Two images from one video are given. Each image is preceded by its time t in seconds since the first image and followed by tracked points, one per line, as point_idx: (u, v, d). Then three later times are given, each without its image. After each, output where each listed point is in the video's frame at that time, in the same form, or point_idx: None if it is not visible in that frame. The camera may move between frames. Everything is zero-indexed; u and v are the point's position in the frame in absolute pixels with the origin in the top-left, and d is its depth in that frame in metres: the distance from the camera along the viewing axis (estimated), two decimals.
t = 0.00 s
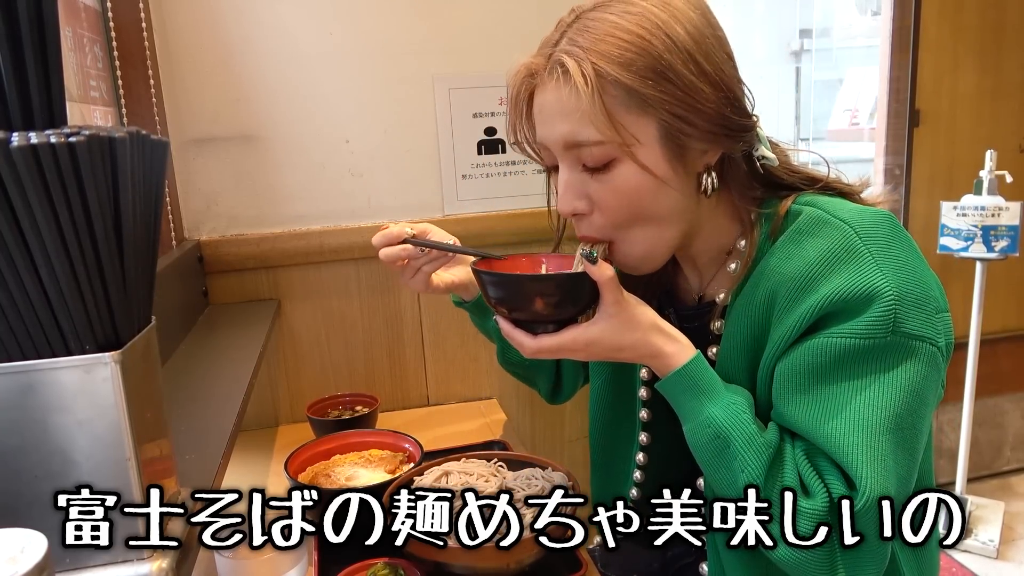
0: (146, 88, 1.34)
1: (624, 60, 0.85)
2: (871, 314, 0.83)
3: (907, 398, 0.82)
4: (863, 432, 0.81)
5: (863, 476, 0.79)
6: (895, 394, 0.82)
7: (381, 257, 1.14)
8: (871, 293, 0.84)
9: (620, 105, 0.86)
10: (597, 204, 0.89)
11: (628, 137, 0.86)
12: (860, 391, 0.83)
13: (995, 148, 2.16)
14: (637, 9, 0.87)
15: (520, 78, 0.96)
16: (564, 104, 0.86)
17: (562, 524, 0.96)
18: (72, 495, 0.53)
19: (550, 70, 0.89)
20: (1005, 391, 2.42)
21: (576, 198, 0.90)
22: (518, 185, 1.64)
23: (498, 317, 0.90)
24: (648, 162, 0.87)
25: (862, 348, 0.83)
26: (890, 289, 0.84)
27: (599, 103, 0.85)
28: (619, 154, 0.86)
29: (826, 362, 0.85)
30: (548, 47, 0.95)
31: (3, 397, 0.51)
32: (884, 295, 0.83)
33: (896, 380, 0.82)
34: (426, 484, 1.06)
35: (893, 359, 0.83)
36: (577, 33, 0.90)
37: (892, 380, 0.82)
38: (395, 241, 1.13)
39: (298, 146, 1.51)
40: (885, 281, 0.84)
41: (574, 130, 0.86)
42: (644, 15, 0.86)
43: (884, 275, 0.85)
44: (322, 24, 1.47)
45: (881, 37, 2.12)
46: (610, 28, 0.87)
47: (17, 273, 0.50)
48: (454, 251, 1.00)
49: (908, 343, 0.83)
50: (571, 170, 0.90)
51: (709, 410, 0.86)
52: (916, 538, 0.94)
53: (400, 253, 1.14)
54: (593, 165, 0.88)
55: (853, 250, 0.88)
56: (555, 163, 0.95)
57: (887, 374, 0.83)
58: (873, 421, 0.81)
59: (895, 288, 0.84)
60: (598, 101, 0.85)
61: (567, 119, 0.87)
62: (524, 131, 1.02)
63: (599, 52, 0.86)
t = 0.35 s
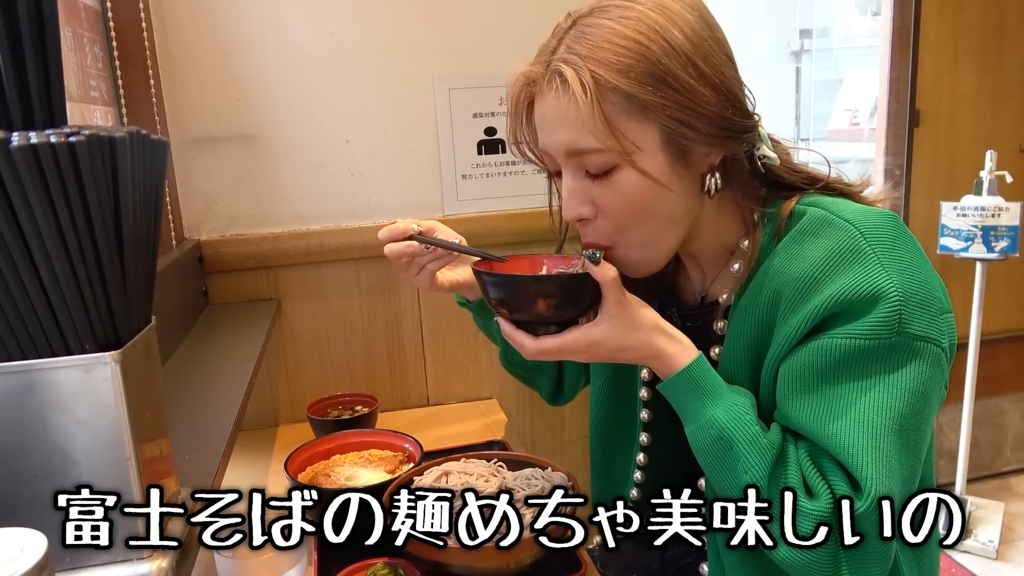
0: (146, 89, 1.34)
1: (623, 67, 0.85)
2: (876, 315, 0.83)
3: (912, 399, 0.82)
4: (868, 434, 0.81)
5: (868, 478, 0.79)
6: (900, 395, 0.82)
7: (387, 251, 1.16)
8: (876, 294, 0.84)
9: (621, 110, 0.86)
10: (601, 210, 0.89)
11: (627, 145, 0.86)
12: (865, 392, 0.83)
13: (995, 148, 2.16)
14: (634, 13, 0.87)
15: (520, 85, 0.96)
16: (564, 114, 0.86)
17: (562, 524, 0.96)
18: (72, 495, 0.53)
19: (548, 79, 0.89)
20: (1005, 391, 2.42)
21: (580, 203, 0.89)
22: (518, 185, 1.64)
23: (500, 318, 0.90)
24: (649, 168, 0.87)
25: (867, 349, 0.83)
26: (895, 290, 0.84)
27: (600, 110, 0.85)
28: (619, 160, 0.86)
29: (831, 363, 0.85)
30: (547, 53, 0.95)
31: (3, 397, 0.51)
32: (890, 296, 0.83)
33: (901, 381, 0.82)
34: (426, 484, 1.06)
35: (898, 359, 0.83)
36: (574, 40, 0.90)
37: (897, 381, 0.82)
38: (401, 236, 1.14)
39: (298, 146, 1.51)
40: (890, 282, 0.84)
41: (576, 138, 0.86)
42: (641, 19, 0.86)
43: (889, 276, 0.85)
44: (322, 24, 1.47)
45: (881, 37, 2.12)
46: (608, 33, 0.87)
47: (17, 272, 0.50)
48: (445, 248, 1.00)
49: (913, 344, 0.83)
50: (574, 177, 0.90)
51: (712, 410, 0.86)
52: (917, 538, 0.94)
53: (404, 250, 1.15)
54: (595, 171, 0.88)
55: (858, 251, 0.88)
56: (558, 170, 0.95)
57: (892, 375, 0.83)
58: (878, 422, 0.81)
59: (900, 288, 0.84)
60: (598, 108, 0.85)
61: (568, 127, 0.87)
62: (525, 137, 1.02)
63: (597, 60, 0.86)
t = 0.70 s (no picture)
0: (146, 88, 1.34)
1: (623, 63, 0.85)
2: (873, 316, 0.83)
3: (908, 401, 0.82)
4: (865, 435, 0.81)
5: (863, 479, 0.79)
6: (896, 397, 0.82)
7: (388, 250, 1.16)
8: (873, 295, 0.84)
9: (620, 106, 0.86)
10: (602, 200, 0.88)
11: (627, 142, 0.86)
12: (861, 394, 0.83)
13: (995, 148, 2.16)
14: (633, 9, 0.87)
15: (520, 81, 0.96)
16: (564, 110, 0.86)
17: (562, 524, 0.96)
18: (72, 495, 0.53)
19: (547, 75, 0.89)
20: (1005, 391, 2.42)
21: (580, 195, 0.89)
22: (518, 185, 1.64)
23: (495, 321, 0.90)
24: (647, 165, 0.87)
25: (863, 350, 0.82)
26: (892, 291, 0.84)
27: (599, 105, 0.85)
28: (618, 156, 0.86)
29: (827, 364, 0.85)
30: (547, 49, 0.95)
31: (3, 397, 0.51)
32: (887, 297, 0.83)
33: (897, 383, 0.82)
34: (426, 484, 1.06)
35: (895, 361, 0.83)
36: (574, 36, 0.90)
37: (894, 382, 0.82)
38: (401, 235, 1.14)
39: (298, 145, 1.51)
40: (887, 283, 0.84)
41: (575, 134, 0.86)
42: (641, 15, 0.86)
43: (886, 277, 0.85)
44: (322, 24, 1.47)
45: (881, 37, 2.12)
46: (608, 29, 0.87)
47: (17, 272, 0.50)
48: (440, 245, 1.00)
49: (909, 345, 0.83)
50: (574, 173, 0.89)
51: (708, 412, 0.86)
52: (917, 538, 0.94)
53: (405, 249, 1.15)
54: (595, 167, 0.88)
55: (855, 252, 0.88)
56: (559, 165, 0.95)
57: (888, 377, 0.83)
58: (873, 424, 0.81)
59: (897, 290, 0.84)
60: (597, 103, 0.85)
61: (568, 123, 0.86)
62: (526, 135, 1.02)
63: (597, 55, 0.86)
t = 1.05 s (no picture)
0: (146, 88, 1.34)
1: (617, 61, 0.85)
2: (866, 316, 0.83)
3: (901, 400, 0.82)
4: (858, 434, 0.81)
5: (856, 479, 0.79)
6: (889, 396, 0.82)
7: (387, 248, 1.16)
8: (866, 294, 0.84)
9: (615, 105, 0.86)
10: (593, 201, 0.88)
11: (619, 139, 0.86)
12: (854, 393, 0.83)
13: (995, 148, 2.16)
14: (628, 9, 0.87)
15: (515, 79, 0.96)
16: (558, 107, 0.86)
17: (562, 524, 0.96)
18: (72, 495, 0.53)
19: (541, 73, 0.89)
20: (1005, 391, 2.42)
21: (572, 195, 0.89)
22: (517, 185, 1.64)
23: (489, 318, 0.90)
24: (642, 164, 0.87)
25: (856, 349, 0.82)
26: (884, 291, 0.84)
27: (592, 103, 0.85)
28: (611, 154, 0.87)
29: (820, 364, 0.85)
30: (542, 49, 0.95)
31: (2, 398, 0.51)
32: (879, 297, 0.83)
33: (890, 382, 0.82)
34: (426, 483, 1.06)
35: (888, 360, 0.83)
36: (570, 34, 0.90)
37: (887, 381, 0.82)
38: (403, 234, 1.14)
39: (298, 145, 1.51)
40: (880, 283, 0.84)
41: (569, 132, 0.87)
42: (635, 14, 0.86)
43: (879, 276, 0.85)
44: (322, 23, 1.47)
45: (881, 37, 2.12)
46: (603, 28, 0.87)
47: (17, 272, 0.50)
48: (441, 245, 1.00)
49: (903, 345, 0.83)
50: (566, 171, 0.90)
51: (702, 411, 0.86)
52: (917, 538, 0.94)
53: (405, 248, 1.15)
54: (588, 166, 0.88)
55: (848, 252, 0.88)
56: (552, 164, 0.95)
57: (882, 376, 0.83)
58: (867, 423, 0.81)
59: (890, 290, 0.84)
60: (591, 101, 0.85)
61: (563, 120, 0.87)
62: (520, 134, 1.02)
63: (592, 53, 0.86)
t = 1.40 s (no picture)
0: (146, 88, 1.34)
1: (613, 66, 0.85)
2: (865, 318, 0.83)
3: (901, 403, 0.82)
4: (857, 436, 0.81)
5: (856, 481, 0.79)
6: (889, 398, 0.82)
7: (388, 246, 1.15)
8: (865, 297, 0.84)
9: (610, 109, 0.86)
10: (587, 210, 0.89)
11: (614, 145, 0.86)
12: (853, 396, 0.83)
13: (995, 148, 2.16)
14: (626, 14, 0.87)
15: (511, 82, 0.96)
16: (553, 110, 0.86)
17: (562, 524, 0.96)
18: (72, 495, 0.53)
19: (538, 77, 0.89)
20: (1005, 391, 2.42)
21: (566, 202, 0.90)
22: (516, 185, 1.64)
23: (489, 317, 0.90)
24: (642, 165, 0.87)
25: (856, 352, 0.82)
26: (884, 293, 0.84)
27: (588, 107, 0.85)
28: (606, 159, 0.86)
29: (820, 366, 0.84)
30: (540, 51, 0.95)
31: (2, 398, 0.51)
32: (879, 299, 0.83)
33: (889, 385, 0.82)
34: (426, 483, 1.06)
35: (887, 362, 0.83)
36: (567, 37, 0.90)
37: (887, 384, 0.82)
38: (405, 232, 1.13)
39: (298, 145, 1.51)
40: (879, 285, 0.84)
41: (565, 137, 0.86)
42: (634, 20, 0.86)
43: (879, 278, 0.85)
44: (322, 24, 1.47)
45: (881, 37, 2.12)
46: (601, 31, 0.87)
47: (17, 272, 0.50)
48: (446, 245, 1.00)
49: (902, 347, 0.83)
50: (561, 177, 0.90)
51: (701, 414, 0.86)
52: (917, 539, 0.95)
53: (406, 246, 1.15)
54: (583, 170, 0.88)
55: (847, 253, 0.88)
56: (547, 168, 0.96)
57: (881, 379, 0.83)
58: (866, 426, 0.81)
59: (889, 292, 0.84)
60: (587, 104, 0.85)
61: (558, 125, 0.86)
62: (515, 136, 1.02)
63: (588, 58, 0.86)
